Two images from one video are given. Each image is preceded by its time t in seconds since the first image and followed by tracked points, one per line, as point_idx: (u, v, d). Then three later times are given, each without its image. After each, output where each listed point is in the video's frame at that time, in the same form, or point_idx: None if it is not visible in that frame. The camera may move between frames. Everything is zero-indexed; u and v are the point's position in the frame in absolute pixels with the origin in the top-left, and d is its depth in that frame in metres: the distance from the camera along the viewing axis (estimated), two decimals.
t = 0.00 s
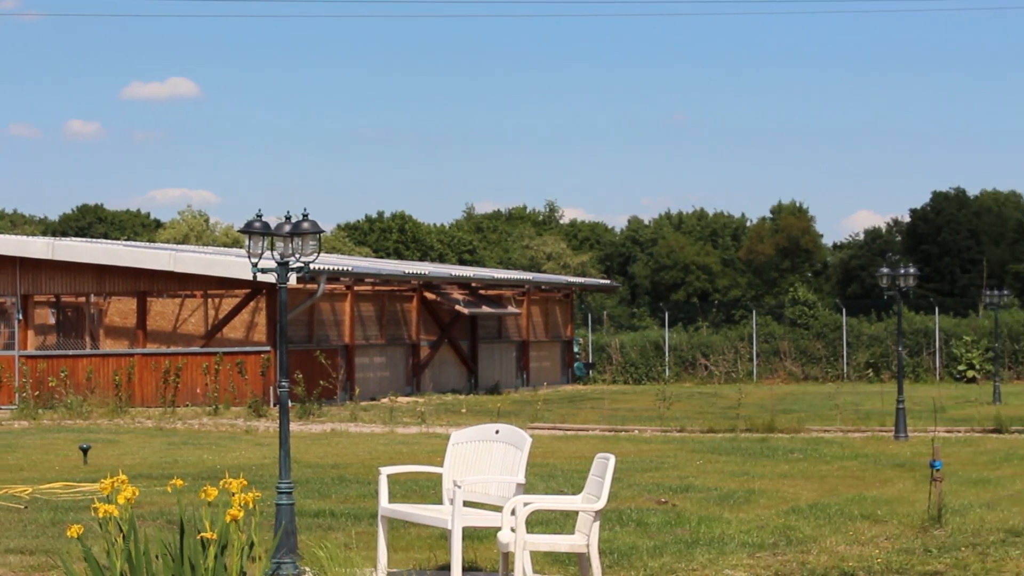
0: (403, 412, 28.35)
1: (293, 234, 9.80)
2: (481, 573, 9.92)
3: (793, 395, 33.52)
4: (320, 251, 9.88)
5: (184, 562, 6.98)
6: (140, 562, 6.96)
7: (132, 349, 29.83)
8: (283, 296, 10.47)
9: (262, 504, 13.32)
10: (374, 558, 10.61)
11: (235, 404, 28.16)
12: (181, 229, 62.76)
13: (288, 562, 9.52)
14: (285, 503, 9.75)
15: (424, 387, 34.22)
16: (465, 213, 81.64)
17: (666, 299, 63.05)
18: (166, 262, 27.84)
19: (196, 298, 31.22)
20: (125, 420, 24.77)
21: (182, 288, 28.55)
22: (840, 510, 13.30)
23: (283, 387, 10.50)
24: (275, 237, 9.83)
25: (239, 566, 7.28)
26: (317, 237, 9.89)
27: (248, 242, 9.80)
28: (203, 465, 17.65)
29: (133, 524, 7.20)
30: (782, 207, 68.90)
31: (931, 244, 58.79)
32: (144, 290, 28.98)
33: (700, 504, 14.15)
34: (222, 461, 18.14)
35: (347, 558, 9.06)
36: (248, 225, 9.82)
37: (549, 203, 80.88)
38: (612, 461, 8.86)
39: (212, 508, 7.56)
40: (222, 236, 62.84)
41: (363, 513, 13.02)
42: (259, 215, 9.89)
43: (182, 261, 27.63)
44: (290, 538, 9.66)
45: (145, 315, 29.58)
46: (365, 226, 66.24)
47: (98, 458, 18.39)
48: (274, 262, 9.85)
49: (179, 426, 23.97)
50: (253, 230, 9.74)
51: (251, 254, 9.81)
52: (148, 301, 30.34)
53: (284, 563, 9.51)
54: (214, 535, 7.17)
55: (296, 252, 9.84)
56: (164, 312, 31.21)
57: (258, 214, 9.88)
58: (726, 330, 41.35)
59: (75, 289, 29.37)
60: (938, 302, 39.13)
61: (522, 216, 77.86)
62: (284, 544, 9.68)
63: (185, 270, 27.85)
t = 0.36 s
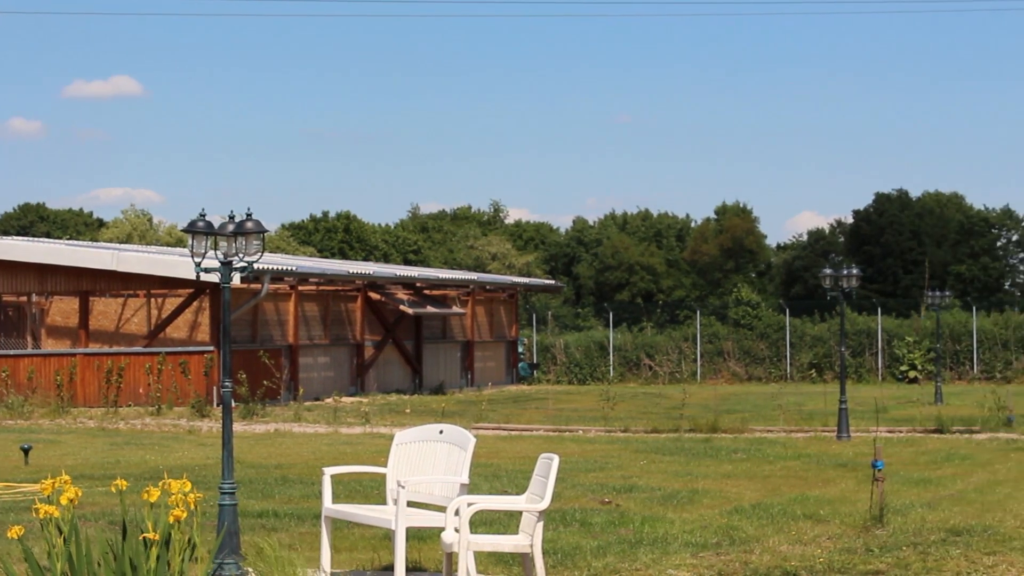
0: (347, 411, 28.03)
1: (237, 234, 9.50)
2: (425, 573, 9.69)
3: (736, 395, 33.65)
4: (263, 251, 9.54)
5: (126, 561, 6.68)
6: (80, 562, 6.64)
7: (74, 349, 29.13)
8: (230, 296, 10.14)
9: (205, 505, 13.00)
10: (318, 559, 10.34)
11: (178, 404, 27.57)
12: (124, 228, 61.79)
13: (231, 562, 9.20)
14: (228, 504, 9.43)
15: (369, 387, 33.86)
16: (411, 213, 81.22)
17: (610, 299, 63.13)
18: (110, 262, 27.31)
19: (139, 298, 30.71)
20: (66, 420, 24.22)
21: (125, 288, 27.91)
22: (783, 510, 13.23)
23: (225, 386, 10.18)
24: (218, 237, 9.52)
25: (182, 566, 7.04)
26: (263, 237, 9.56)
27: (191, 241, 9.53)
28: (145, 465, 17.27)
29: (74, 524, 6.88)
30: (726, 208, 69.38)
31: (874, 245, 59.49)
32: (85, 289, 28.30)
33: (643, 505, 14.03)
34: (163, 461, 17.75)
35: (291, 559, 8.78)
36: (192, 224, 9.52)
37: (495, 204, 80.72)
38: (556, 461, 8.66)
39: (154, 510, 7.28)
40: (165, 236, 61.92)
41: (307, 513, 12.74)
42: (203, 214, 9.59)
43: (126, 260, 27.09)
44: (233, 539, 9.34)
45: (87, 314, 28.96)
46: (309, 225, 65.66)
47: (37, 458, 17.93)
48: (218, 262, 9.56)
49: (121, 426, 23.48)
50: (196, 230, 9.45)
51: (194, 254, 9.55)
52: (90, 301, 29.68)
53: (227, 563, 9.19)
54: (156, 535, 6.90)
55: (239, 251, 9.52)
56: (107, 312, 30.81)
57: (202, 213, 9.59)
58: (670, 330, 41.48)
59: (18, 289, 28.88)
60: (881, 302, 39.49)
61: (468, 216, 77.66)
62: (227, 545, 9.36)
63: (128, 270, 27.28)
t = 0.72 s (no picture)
0: (293, 412, 27.71)
1: (182, 234, 9.22)
2: (371, 573, 9.48)
3: (682, 395, 33.77)
4: (208, 250, 9.27)
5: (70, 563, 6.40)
6: (24, 563, 6.35)
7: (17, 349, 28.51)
8: (174, 294, 9.89)
9: (149, 505, 12.68)
10: (263, 559, 10.09)
11: (123, 404, 27.03)
12: (69, 228, 60.76)
13: (175, 563, 8.87)
14: (173, 504, 9.14)
15: (315, 387, 33.48)
16: (358, 213, 80.67)
17: (557, 300, 63.14)
18: (53, 262, 26.73)
19: (83, 298, 30.19)
20: (8, 420, 23.68)
21: (69, 287, 27.38)
22: (728, 511, 13.16)
23: (171, 387, 9.87)
24: (163, 236, 9.24)
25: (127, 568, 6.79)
26: (208, 236, 9.30)
27: (135, 241, 9.23)
28: (88, 465, 16.89)
29: (17, 525, 6.60)
30: (673, 208, 69.72)
31: (819, 246, 60.02)
32: (29, 288, 27.69)
33: (589, 505, 13.92)
34: (107, 461, 17.37)
35: (237, 559, 8.52)
36: (136, 223, 9.24)
37: (441, 204, 80.46)
38: (502, 462, 8.50)
39: (98, 511, 7.01)
40: (110, 236, 60.94)
41: (254, 514, 12.47)
42: (148, 213, 9.32)
43: (70, 259, 26.57)
44: (178, 539, 9.02)
45: (30, 314, 28.38)
46: (255, 225, 64.98)
47: None
48: (162, 261, 9.29)
49: (64, 426, 22.99)
50: (140, 229, 9.18)
51: (138, 252, 9.26)
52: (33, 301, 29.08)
53: (171, 564, 8.86)
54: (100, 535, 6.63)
55: (183, 250, 9.24)
56: (50, 311, 30.21)
57: (147, 212, 9.31)
58: (617, 331, 41.50)
59: None
60: (826, 303, 39.78)
61: (414, 216, 77.32)
62: (172, 546, 9.03)
63: (72, 270, 26.75)
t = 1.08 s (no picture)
0: (231, 412, 27.35)
1: (119, 233, 8.93)
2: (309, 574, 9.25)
3: (622, 396, 33.86)
4: (147, 250, 9.00)
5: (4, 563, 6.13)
6: None
7: None
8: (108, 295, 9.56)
9: (83, 506, 12.32)
10: (199, 560, 9.80)
11: (59, 404, 26.34)
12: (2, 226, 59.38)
13: (111, 565, 8.51)
14: (109, 505, 8.73)
15: (253, 387, 32.99)
16: (297, 212, 79.85)
17: (497, 300, 63.02)
18: None
19: (18, 297, 28.57)
20: None
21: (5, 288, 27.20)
22: (666, 511, 13.11)
23: (109, 387, 9.53)
24: (100, 235, 8.93)
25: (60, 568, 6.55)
26: (146, 236, 9.03)
27: (72, 240, 8.88)
28: (20, 465, 16.44)
29: None
30: (613, 209, 69.94)
31: (758, 248, 60.55)
32: None
33: (528, 505, 13.80)
34: (40, 462, 16.92)
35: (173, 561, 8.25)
36: (73, 222, 8.89)
37: (382, 204, 79.99)
38: (441, 462, 8.31)
39: (31, 512, 6.74)
40: (44, 234, 59.68)
41: (190, 515, 12.16)
42: (85, 212, 8.99)
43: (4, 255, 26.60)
44: (113, 540, 8.64)
45: None
46: (194, 225, 64.06)
47: None
48: (98, 261, 8.97)
49: None
50: (78, 228, 8.82)
51: (75, 252, 8.90)
52: None
53: (106, 566, 8.50)
54: (33, 536, 6.37)
55: (121, 250, 8.95)
56: None
57: (84, 212, 8.99)
58: (556, 331, 41.45)
59: None
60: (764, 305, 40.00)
61: (354, 216, 76.77)
62: (106, 547, 8.65)
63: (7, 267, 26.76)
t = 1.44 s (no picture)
0: (162, 412, 26.91)
1: (50, 232, 8.59)
2: None
3: (554, 396, 33.96)
4: (78, 250, 8.69)
5: None
6: None
7: None
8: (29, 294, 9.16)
9: (9, 508, 11.92)
10: (128, 562, 9.48)
11: None
12: None
13: (40, 566, 8.16)
14: (38, 507, 8.33)
15: (185, 388, 32.42)
16: (229, 212, 78.77)
17: (430, 301, 62.75)
18: None
19: None
20: None
21: None
22: (599, 511, 13.05)
23: (36, 388, 9.10)
24: (30, 234, 8.55)
25: None
26: (76, 235, 8.73)
27: None
28: None
29: None
30: (547, 210, 69.99)
31: (691, 249, 61.14)
32: None
33: (462, 505, 13.65)
34: None
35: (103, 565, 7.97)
36: None
37: (315, 204, 79.25)
38: (373, 463, 8.11)
39: None
40: None
41: (120, 516, 11.82)
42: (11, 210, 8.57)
43: None
44: (42, 542, 8.27)
45: None
46: (124, 224, 62.89)
47: None
48: (27, 261, 8.59)
49: None
50: (7, 227, 8.39)
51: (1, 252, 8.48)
52: None
53: (36, 568, 8.15)
54: None
55: (51, 250, 8.61)
56: None
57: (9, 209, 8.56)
58: (489, 331, 41.34)
59: None
60: (697, 305, 40.30)
61: (287, 216, 75.92)
62: (35, 548, 8.28)
63: None
